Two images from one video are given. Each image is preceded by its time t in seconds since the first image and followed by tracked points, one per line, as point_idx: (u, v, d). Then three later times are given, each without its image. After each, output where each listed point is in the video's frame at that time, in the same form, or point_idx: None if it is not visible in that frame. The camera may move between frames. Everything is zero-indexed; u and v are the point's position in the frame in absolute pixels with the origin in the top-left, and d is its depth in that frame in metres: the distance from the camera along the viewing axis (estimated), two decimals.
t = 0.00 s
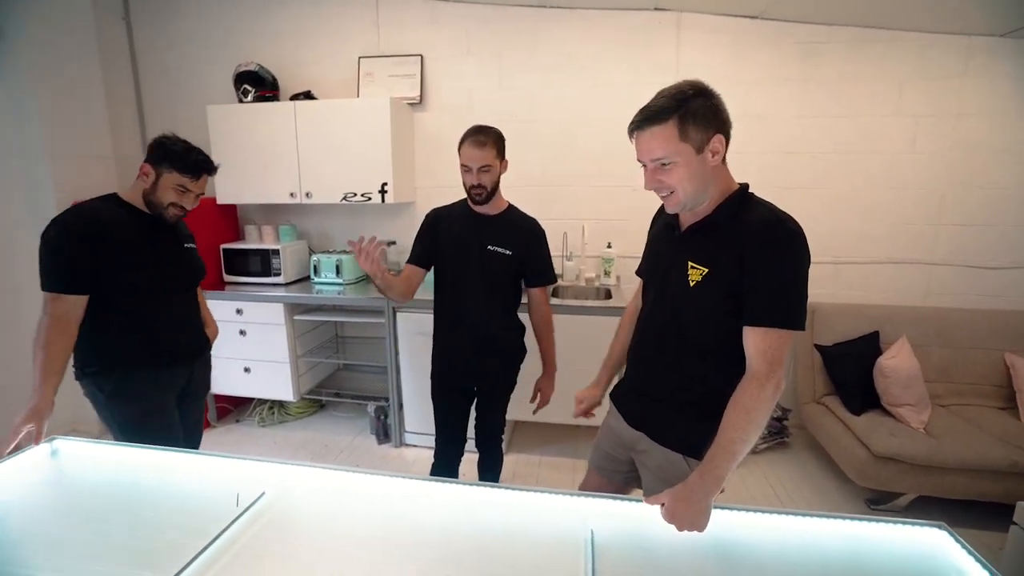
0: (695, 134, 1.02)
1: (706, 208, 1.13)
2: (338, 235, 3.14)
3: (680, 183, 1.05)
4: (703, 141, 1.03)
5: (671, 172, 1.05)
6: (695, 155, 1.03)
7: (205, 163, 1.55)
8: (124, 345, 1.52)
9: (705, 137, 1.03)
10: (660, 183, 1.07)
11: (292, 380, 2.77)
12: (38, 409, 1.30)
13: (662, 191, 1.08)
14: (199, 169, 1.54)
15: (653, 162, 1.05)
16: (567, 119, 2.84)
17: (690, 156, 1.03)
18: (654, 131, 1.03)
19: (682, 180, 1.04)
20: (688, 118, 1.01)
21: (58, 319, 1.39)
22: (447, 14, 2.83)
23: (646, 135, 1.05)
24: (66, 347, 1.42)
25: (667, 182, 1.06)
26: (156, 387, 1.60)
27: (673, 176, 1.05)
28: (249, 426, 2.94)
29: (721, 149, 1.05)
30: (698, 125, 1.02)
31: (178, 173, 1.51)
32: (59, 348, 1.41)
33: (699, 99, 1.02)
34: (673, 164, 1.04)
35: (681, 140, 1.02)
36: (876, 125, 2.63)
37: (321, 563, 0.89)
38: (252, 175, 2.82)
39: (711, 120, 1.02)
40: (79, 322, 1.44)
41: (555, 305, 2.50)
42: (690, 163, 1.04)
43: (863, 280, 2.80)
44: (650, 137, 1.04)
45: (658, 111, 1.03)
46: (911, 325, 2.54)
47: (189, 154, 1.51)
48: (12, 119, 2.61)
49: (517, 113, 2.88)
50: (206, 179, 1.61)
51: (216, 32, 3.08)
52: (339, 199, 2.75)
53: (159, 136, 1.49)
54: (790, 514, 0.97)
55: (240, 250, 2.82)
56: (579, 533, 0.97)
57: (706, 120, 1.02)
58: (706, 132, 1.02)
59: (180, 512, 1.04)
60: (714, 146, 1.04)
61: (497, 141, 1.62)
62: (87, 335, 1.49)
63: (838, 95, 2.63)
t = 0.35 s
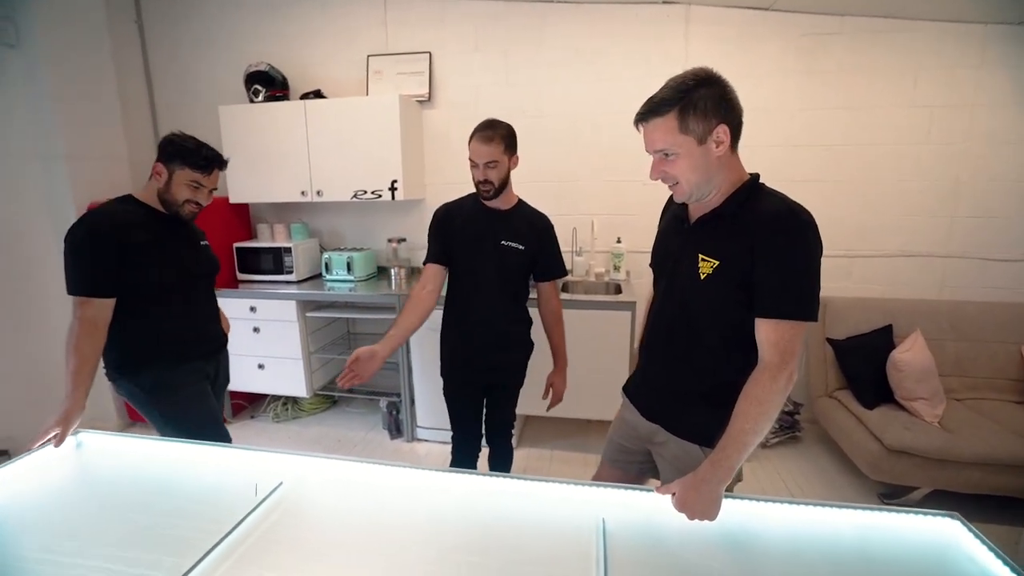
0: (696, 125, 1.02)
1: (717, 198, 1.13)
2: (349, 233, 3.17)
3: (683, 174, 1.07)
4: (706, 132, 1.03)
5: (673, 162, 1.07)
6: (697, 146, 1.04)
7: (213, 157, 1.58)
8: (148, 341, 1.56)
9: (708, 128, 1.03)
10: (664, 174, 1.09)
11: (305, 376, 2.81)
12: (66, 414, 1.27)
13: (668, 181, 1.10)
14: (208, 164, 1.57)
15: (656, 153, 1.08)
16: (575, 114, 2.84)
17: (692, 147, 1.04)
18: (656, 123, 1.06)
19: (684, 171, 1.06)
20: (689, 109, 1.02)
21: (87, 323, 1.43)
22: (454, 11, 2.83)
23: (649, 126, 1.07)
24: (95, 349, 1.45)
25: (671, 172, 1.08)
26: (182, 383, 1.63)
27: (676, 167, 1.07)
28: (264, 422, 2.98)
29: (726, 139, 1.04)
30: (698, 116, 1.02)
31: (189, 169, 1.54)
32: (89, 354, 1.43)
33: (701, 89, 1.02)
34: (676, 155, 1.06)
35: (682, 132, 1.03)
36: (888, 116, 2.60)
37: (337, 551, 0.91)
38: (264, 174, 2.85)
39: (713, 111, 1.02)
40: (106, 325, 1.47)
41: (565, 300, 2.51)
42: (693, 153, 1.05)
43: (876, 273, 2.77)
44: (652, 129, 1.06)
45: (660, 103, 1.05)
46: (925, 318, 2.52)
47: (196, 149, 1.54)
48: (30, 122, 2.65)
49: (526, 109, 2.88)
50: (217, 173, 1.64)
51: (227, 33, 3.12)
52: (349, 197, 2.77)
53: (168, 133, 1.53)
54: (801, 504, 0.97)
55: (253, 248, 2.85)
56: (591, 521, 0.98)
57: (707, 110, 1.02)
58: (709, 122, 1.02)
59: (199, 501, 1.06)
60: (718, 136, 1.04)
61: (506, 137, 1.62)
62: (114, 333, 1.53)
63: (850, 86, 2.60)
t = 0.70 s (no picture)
0: (698, 119, 1.02)
1: (728, 189, 1.12)
2: (359, 228, 3.19)
3: (689, 169, 1.07)
4: (709, 125, 1.02)
5: (678, 157, 1.07)
6: (700, 140, 1.04)
7: (215, 150, 1.58)
8: (164, 334, 1.58)
9: (710, 121, 1.02)
10: (670, 170, 1.09)
11: (316, 369, 2.83)
12: (87, 409, 1.30)
13: (674, 176, 1.11)
14: (210, 157, 1.57)
15: (661, 149, 1.08)
16: (584, 106, 2.83)
17: (695, 142, 1.04)
18: (659, 119, 1.06)
19: (690, 165, 1.06)
20: (691, 103, 1.02)
21: (100, 321, 1.45)
22: (463, 4, 2.83)
23: (652, 123, 1.08)
24: (108, 347, 1.47)
25: (676, 167, 1.09)
26: (200, 376, 1.65)
27: (681, 162, 1.07)
28: (277, 415, 3.02)
29: (730, 131, 1.03)
30: (700, 109, 1.01)
31: (191, 165, 1.54)
32: (103, 352, 1.45)
33: (702, 83, 1.02)
34: (680, 150, 1.06)
35: (683, 127, 1.03)
36: (903, 106, 2.56)
37: (351, 539, 0.93)
38: (275, 169, 2.87)
39: (715, 104, 1.01)
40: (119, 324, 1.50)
41: (574, 293, 2.51)
42: (697, 147, 1.05)
43: (890, 265, 2.74)
44: (655, 125, 1.07)
45: (662, 99, 1.05)
46: (940, 310, 2.48)
47: (197, 143, 1.54)
48: (45, 118, 2.68)
49: (535, 102, 2.87)
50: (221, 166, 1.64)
51: (237, 29, 3.13)
52: (359, 191, 2.78)
53: (168, 129, 1.53)
54: (813, 494, 0.97)
55: (265, 243, 2.88)
56: (602, 511, 0.98)
57: (709, 104, 1.01)
58: (711, 115, 1.02)
59: (217, 491, 1.08)
60: (722, 129, 1.03)
61: (508, 124, 1.62)
62: (132, 326, 1.56)
63: (865, 75, 2.56)
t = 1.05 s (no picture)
0: (707, 112, 1.01)
1: (734, 184, 1.12)
2: (366, 227, 3.20)
3: (695, 162, 1.06)
4: (718, 119, 1.02)
5: (686, 151, 1.06)
6: (708, 134, 1.03)
7: (228, 153, 1.58)
8: (176, 335, 1.59)
9: (720, 114, 1.01)
10: (677, 162, 1.09)
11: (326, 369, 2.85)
12: (92, 408, 1.33)
13: (680, 169, 1.10)
14: (224, 161, 1.58)
15: (669, 141, 1.07)
16: (591, 103, 2.82)
17: (704, 135, 1.03)
18: (668, 111, 1.05)
19: (696, 159, 1.06)
20: (701, 96, 1.01)
21: (110, 320, 1.46)
22: (468, 3, 2.82)
23: (661, 115, 1.07)
24: (116, 345, 1.48)
25: (683, 161, 1.08)
26: (213, 377, 1.66)
27: (688, 155, 1.06)
28: (287, 415, 3.04)
29: (738, 125, 1.02)
30: (710, 102, 1.01)
31: (206, 168, 1.55)
32: (111, 349, 1.47)
33: (713, 76, 1.01)
34: (688, 143, 1.05)
35: (693, 120, 1.03)
36: (915, 97, 2.52)
37: (361, 535, 0.93)
38: (283, 170, 2.89)
39: (725, 97, 1.00)
40: (127, 322, 1.51)
41: (582, 291, 2.50)
42: (705, 140, 1.04)
43: (902, 259, 2.70)
44: (664, 117, 1.06)
45: (673, 90, 1.04)
46: (954, 305, 2.45)
47: (211, 146, 1.55)
48: (57, 122, 2.71)
49: (541, 100, 2.87)
50: (237, 170, 1.65)
51: (244, 31, 3.15)
52: (366, 191, 2.80)
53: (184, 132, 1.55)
54: (824, 490, 0.96)
55: (274, 244, 2.89)
56: (611, 507, 0.98)
57: (719, 97, 1.00)
58: (721, 108, 1.01)
59: (230, 489, 1.09)
60: (731, 123, 1.02)
61: (508, 120, 1.58)
62: (145, 328, 1.58)
63: (875, 67, 2.53)
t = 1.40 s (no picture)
0: (713, 112, 1.01)
1: (742, 185, 1.10)
2: (372, 229, 3.21)
3: (701, 162, 1.06)
4: (724, 118, 1.01)
5: (691, 150, 1.06)
6: (713, 134, 1.03)
7: (243, 159, 1.61)
8: (187, 337, 1.60)
9: (725, 114, 1.01)
10: (683, 162, 1.08)
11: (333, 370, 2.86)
12: (99, 409, 1.33)
13: (686, 169, 1.09)
14: (239, 166, 1.60)
15: (675, 140, 1.07)
16: (596, 103, 2.81)
17: (710, 135, 1.03)
18: (674, 110, 1.06)
19: (702, 159, 1.05)
20: (706, 96, 1.01)
21: (119, 321, 1.48)
22: (473, 4, 2.83)
23: (667, 114, 1.07)
24: (126, 347, 1.50)
25: (689, 160, 1.08)
26: (224, 379, 1.67)
27: (694, 154, 1.06)
28: (295, 415, 3.06)
29: (744, 125, 1.02)
30: (716, 102, 1.01)
31: (221, 172, 1.57)
32: (120, 349, 1.48)
33: (719, 76, 1.01)
34: (694, 142, 1.05)
35: (698, 119, 1.03)
36: (925, 94, 2.50)
37: (367, 535, 0.93)
38: (290, 172, 2.91)
39: (731, 97, 1.00)
40: (137, 323, 1.52)
41: (588, 291, 2.49)
42: (711, 140, 1.04)
43: (912, 258, 2.68)
44: (670, 117, 1.07)
45: (679, 90, 1.04)
46: (965, 304, 2.42)
47: (227, 151, 1.57)
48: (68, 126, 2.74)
49: (547, 100, 2.86)
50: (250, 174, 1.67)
51: (250, 34, 3.18)
52: (373, 191, 2.81)
53: (199, 137, 1.57)
54: (834, 491, 0.95)
55: (281, 245, 2.91)
56: (619, 507, 0.98)
57: (725, 97, 1.00)
58: (727, 108, 1.01)
59: (238, 488, 1.10)
60: (737, 123, 1.02)
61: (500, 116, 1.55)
62: (157, 329, 1.59)
63: (884, 64, 2.50)
